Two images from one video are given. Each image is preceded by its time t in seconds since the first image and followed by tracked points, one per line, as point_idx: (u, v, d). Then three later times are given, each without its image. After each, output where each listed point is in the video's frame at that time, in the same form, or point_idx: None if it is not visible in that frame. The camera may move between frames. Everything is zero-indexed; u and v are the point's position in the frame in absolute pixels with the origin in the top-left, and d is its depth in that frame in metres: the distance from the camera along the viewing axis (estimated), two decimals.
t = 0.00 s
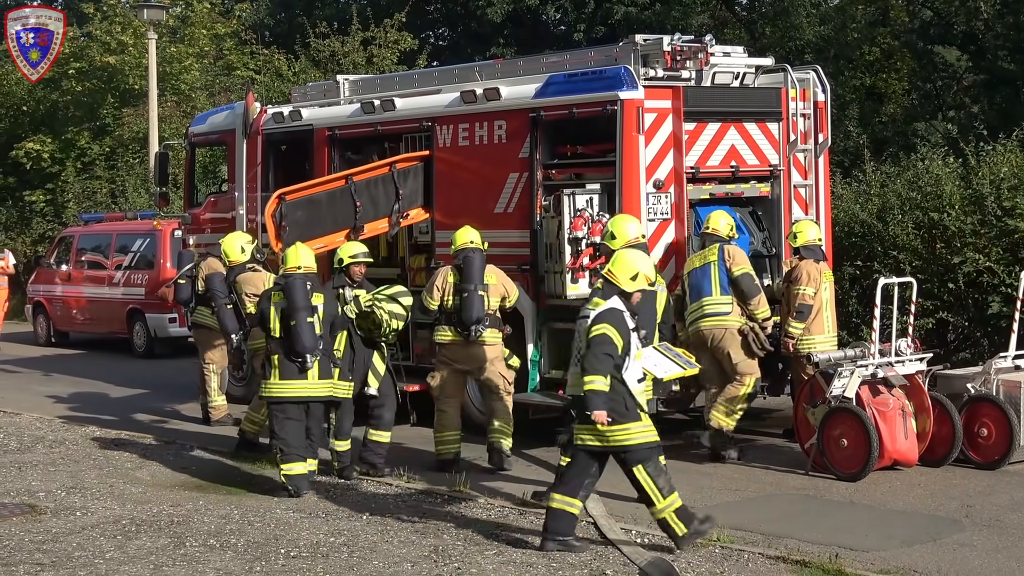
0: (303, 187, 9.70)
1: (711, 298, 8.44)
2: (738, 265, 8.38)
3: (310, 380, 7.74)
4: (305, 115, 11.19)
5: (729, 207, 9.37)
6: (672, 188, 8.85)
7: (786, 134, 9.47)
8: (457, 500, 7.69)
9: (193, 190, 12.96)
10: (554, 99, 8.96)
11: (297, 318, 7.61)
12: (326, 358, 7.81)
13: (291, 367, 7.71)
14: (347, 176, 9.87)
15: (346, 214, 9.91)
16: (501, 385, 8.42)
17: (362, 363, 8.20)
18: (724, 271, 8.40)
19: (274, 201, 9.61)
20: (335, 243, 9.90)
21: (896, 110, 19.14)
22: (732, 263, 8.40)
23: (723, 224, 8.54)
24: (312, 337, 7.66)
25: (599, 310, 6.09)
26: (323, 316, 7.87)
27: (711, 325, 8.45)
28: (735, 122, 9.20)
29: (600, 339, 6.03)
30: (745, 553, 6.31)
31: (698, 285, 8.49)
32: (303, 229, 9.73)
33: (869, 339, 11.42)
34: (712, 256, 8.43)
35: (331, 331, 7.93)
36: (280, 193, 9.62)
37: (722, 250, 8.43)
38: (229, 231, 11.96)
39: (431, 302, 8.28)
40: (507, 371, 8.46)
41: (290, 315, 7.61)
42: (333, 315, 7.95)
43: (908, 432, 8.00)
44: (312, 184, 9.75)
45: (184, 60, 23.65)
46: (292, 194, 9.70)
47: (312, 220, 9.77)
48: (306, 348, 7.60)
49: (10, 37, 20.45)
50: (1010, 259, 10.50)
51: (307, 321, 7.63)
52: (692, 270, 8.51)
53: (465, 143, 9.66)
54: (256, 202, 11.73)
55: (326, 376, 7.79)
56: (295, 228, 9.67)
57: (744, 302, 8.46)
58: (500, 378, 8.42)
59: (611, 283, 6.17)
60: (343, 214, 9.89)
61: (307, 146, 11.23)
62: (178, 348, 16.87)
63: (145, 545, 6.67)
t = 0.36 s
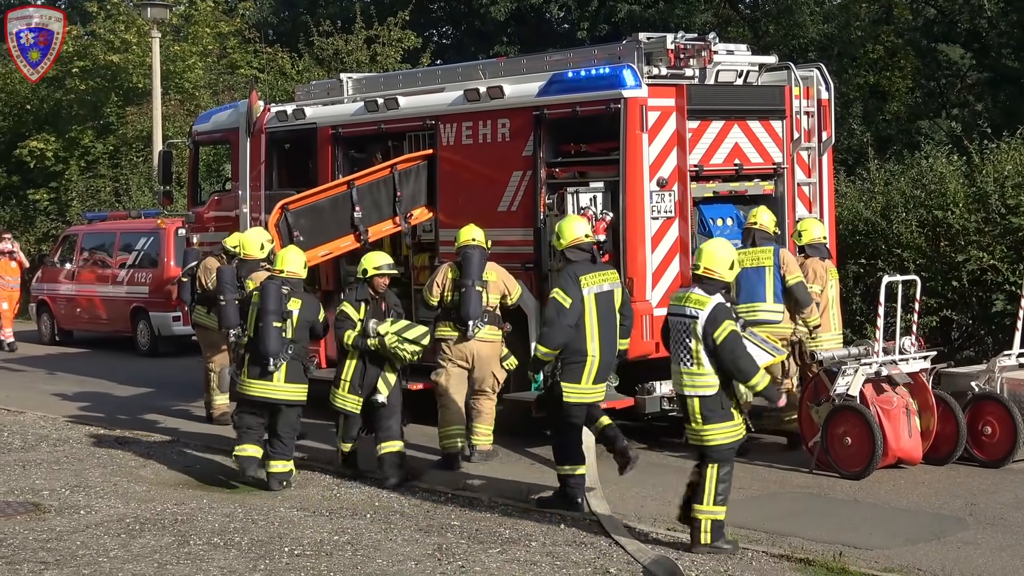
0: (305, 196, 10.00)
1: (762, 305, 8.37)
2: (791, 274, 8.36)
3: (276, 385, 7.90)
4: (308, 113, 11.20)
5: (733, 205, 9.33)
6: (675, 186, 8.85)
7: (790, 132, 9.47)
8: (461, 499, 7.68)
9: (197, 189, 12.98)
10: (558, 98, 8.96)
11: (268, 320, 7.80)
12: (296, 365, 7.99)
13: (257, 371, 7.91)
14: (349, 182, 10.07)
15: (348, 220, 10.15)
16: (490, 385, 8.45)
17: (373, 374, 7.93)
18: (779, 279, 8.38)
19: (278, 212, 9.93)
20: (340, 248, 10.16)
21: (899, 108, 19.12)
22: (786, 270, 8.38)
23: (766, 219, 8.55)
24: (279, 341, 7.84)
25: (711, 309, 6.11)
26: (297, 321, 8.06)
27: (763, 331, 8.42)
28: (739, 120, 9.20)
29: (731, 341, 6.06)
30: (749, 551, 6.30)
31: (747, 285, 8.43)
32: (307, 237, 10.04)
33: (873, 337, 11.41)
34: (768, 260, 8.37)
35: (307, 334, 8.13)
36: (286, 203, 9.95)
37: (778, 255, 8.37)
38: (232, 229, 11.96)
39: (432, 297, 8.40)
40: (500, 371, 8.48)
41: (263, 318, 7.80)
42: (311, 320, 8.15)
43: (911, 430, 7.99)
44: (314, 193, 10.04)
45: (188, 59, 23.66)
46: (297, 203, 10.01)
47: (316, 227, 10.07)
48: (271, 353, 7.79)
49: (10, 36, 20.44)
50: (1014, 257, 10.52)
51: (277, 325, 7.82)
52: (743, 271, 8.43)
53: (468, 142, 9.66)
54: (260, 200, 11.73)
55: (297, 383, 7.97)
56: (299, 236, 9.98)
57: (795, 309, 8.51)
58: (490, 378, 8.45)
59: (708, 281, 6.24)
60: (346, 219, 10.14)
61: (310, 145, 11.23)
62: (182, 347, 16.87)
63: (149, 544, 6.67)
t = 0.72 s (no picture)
0: (306, 206, 10.12)
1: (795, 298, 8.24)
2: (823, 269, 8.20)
3: (257, 381, 7.99)
4: (312, 112, 11.19)
5: (736, 203, 9.35)
6: (679, 184, 8.85)
7: (793, 130, 9.47)
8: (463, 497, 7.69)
9: (200, 188, 12.98)
10: (561, 96, 8.96)
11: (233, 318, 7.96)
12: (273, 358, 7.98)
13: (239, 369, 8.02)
14: (351, 187, 10.12)
15: (353, 224, 10.17)
16: (491, 378, 8.58)
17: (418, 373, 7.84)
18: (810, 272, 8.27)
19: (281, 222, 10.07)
20: (347, 253, 10.20)
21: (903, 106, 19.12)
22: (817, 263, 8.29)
23: (794, 211, 8.72)
24: (250, 336, 7.95)
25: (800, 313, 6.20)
26: (266, 317, 8.05)
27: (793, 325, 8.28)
28: (742, 118, 9.18)
29: (826, 338, 6.13)
30: (754, 549, 6.30)
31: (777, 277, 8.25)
32: (312, 245, 10.12)
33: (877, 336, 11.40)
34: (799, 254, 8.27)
35: (289, 327, 8.09)
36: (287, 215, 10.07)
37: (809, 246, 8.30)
38: (236, 228, 11.97)
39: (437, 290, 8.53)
40: (499, 365, 8.61)
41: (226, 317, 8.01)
42: (291, 312, 8.11)
43: (915, 429, 7.98)
44: (317, 202, 10.12)
45: (191, 58, 23.67)
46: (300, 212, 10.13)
47: (321, 235, 10.14)
48: (239, 349, 7.91)
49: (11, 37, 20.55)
50: (1018, 255, 10.49)
51: (241, 321, 7.96)
52: (773, 262, 8.22)
53: (472, 140, 9.66)
54: (263, 199, 11.73)
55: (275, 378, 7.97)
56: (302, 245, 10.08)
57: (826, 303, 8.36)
58: (492, 370, 8.59)
59: (793, 281, 6.29)
60: (350, 225, 10.16)
61: (314, 143, 11.23)
62: (185, 346, 16.89)
63: (153, 542, 6.68)
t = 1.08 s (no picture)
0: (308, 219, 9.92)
1: (789, 294, 8.64)
2: (818, 265, 8.59)
3: (267, 379, 8.07)
4: (314, 110, 11.19)
5: (740, 202, 9.38)
6: (681, 183, 8.86)
7: (796, 128, 9.47)
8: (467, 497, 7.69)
9: (203, 186, 12.99)
10: (564, 94, 8.95)
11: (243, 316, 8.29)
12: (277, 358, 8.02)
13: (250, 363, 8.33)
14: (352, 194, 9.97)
15: (355, 232, 10.04)
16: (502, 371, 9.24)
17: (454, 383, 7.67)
18: (806, 269, 8.62)
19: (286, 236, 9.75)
20: (351, 262, 10.04)
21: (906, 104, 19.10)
22: (812, 261, 8.61)
23: (798, 209, 8.85)
24: (258, 334, 8.21)
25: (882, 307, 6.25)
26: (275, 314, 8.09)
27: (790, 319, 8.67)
28: (745, 116, 9.17)
29: (904, 334, 6.18)
30: (757, 548, 6.30)
31: (775, 273, 8.68)
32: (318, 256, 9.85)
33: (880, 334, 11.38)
34: (794, 249, 8.62)
35: (298, 327, 8.06)
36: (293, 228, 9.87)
37: (804, 245, 8.63)
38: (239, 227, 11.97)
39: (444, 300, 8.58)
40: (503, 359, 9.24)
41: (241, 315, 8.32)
42: (298, 313, 8.06)
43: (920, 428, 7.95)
44: (320, 212, 9.90)
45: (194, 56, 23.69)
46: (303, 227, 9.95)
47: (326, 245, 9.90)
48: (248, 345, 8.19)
49: (11, 36, 20.60)
50: (1021, 254, 10.47)
51: (248, 319, 8.28)
52: (772, 259, 8.68)
53: (475, 139, 9.66)
54: (266, 197, 11.72)
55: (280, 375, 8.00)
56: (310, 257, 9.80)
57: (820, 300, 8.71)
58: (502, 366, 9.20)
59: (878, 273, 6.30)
60: (353, 232, 10.03)
61: (316, 142, 11.23)
62: (189, 344, 16.90)
63: (156, 541, 6.69)
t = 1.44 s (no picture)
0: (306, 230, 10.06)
1: (787, 292, 8.65)
2: (817, 265, 8.61)
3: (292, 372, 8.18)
4: (316, 109, 11.20)
5: (741, 202, 9.41)
6: (683, 182, 8.86)
7: (798, 128, 9.47)
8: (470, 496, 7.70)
9: (205, 185, 12.99)
10: (567, 94, 8.94)
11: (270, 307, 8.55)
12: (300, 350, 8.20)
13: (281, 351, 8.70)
14: (351, 202, 10.07)
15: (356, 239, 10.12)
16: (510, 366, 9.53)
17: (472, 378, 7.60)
18: (805, 267, 8.64)
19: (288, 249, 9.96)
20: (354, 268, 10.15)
21: (908, 104, 19.10)
22: (812, 260, 8.63)
23: (804, 210, 8.93)
24: (284, 326, 8.50)
25: (975, 298, 6.46)
26: (303, 307, 8.24)
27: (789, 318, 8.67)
28: (747, 116, 9.17)
29: (994, 326, 6.42)
30: (758, 548, 6.30)
31: (775, 271, 8.72)
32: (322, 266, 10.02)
33: (882, 334, 11.37)
34: (794, 248, 8.65)
35: (324, 320, 8.25)
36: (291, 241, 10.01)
37: (805, 244, 8.64)
38: (241, 225, 11.98)
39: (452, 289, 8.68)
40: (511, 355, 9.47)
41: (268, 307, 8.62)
42: (324, 306, 8.24)
43: (921, 428, 7.96)
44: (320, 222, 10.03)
45: (196, 55, 23.71)
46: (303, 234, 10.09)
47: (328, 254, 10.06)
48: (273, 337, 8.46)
49: (11, 36, 20.61)
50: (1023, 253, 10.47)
51: (276, 311, 8.51)
52: (774, 257, 8.73)
53: (477, 138, 9.66)
54: (268, 196, 11.73)
55: (305, 368, 8.14)
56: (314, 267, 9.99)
57: (819, 299, 8.69)
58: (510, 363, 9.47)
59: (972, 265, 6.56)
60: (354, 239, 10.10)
61: (318, 140, 11.23)
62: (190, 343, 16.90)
63: (158, 540, 6.69)
